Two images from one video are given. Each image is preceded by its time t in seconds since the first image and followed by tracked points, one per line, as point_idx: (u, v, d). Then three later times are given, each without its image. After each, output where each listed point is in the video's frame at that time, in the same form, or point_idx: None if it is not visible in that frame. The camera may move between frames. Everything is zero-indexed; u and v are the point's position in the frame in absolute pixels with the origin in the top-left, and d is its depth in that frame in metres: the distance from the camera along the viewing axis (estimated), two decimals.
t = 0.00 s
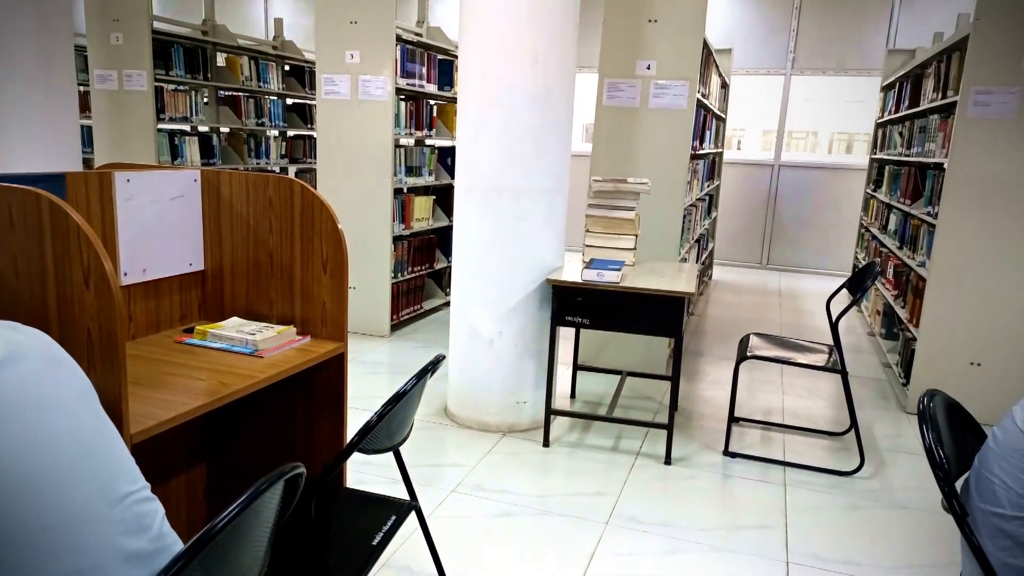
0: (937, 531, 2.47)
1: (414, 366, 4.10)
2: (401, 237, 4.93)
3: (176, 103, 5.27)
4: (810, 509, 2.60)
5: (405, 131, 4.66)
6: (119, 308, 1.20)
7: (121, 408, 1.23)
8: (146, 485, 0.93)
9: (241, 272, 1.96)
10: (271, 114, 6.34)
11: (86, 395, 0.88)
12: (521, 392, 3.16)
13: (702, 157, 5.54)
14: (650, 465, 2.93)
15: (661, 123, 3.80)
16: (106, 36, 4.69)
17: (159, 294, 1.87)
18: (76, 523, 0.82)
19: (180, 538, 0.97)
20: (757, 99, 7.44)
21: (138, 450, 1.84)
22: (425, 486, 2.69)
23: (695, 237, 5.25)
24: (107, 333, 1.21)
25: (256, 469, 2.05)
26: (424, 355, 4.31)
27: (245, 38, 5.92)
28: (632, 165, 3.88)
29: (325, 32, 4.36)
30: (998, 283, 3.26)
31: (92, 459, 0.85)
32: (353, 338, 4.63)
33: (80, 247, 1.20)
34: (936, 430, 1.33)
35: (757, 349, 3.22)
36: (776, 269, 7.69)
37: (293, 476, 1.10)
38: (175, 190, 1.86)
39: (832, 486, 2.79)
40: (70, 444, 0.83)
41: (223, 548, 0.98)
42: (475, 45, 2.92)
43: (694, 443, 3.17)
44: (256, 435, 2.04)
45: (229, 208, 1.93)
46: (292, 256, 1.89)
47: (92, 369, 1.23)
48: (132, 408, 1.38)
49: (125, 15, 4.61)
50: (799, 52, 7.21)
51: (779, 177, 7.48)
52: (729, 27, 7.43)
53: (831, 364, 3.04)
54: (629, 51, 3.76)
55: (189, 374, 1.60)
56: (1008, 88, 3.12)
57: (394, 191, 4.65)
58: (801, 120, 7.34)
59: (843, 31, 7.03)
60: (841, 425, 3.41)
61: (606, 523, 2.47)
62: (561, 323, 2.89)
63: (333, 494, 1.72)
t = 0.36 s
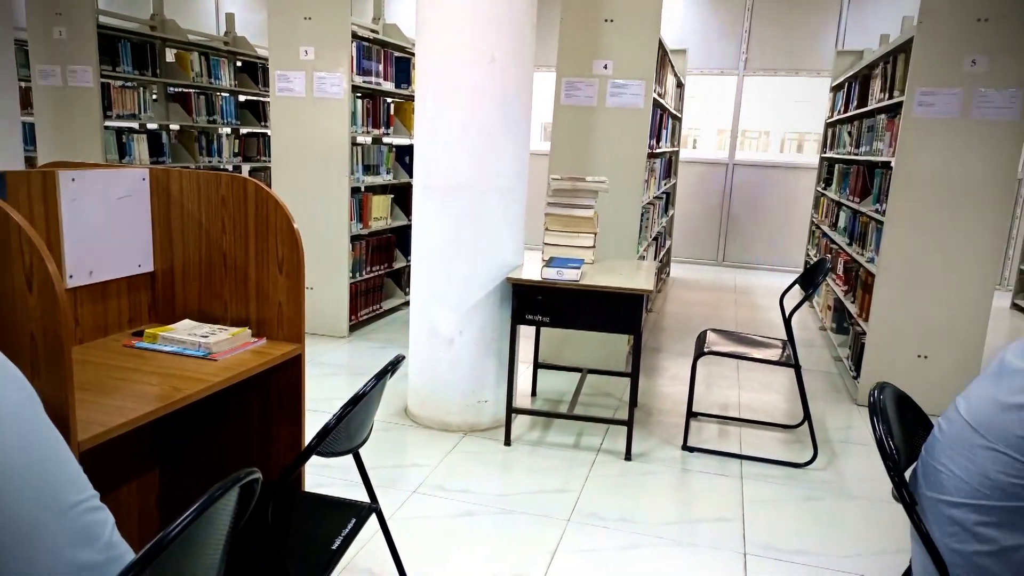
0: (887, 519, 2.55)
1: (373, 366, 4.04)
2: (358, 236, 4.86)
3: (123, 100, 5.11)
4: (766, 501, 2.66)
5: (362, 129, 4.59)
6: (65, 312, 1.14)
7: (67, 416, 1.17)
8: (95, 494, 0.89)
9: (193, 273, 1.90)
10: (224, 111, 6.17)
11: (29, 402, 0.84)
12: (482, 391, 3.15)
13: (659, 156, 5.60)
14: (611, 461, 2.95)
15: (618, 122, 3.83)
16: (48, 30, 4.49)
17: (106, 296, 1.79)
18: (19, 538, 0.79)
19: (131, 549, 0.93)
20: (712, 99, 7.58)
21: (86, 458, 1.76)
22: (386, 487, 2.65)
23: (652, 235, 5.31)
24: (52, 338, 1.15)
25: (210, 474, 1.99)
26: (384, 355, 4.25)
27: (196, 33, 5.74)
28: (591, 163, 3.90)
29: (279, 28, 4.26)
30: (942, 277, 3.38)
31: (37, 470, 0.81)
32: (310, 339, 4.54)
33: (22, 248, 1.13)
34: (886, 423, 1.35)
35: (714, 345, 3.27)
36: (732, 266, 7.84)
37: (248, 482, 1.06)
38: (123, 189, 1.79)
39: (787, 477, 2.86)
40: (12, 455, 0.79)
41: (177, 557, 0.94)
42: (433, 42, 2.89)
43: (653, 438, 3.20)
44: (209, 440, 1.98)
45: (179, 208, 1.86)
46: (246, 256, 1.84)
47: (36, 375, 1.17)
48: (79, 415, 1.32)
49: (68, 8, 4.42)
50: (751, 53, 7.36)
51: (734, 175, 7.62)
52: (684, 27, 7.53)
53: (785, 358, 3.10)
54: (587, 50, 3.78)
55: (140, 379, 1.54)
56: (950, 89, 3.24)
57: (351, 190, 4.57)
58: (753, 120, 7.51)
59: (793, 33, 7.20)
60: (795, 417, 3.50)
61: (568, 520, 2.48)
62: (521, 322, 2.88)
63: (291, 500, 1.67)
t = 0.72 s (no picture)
0: (843, 510, 2.61)
1: (335, 367, 3.98)
2: (319, 236, 4.78)
3: (72, 97, 4.94)
4: (727, 494, 2.70)
5: (321, 127, 4.51)
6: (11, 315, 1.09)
7: (15, 423, 1.12)
8: (43, 504, 0.86)
9: (147, 274, 1.83)
10: (178, 108, 6.01)
11: None
12: (446, 390, 3.12)
13: (620, 155, 5.65)
14: (574, 459, 2.96)
15: (579, 121, 3.84)
16: None
17: (55, 299, 1.72)
18: None
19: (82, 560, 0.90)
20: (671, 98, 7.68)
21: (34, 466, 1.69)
22: (349, 490, 2.62)
23: (614, 233, 5.35)
24: None
25: (164, 481, 1.93)
26: (346, 356, 4.19)
27: (148, 28, 5.58)
28: (552, 162, 3.90)
29: (234, 24, 4.15)
30: (893, 273, 3.48)
31: None
32: (269, 341, 4.44)
33: None
34: (841, 416, 1.38)
35: (675, 342, 3.31)
36: (691, 263, 7.96)
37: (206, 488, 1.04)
38: (72, 189, 1.72)
39: (746, 471, 2.91)
40: None
41: (131, 568, 0.91)
42: (393, 39, 2.85)
43: (617, 435, 3.22)
44: (164, 446, 1.92)
45: (131, 207, 1.80)
46: (202, 257, 1.78)
47: None
48: (27, 422, 1.27)
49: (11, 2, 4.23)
50: (708, 53, 7.47)
51: (693, 174, 7.74)
52: (643, 27, 7.60)
53: (744, 354, 3.16)
54: (547, 49, 3.79)
55: (92, 385, 1.48)
56: (900, 90, 3.34)
57: (310, 188, 4.49)
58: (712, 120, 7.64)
59: (749, 34, 7.33)
60: (754, 412, 3.56)
61: (532, 518, 2.47)
62: (484, 321, 2.87)
63: (252, 504, 1.63)
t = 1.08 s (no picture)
0: (798, 501, 2.67)
1: (293, 370, 3.90)
2: (275, 236, 4.68)
3: (14, 93, 4.72)
4: (687, 488, 2.74)
5: (277, 125, 4.41)
6: None
7: None
8: None
9: (95, 276, 1.76)
10: (127, 105, 5.81)
11: None
12: (407, 391, 3.09)
13: (579, 153, 5.67)
14: (537, 457, 2.96)
15: (538, 119, 3.84)
16: None
17: None
18: None
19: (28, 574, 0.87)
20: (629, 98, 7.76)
21: None
22: (309, 493, 2.57)
23: (574, 231, 5.37)
24: None
25: (114, 489, 1.86)
26: (305, 358, 4.11)
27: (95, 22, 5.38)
28: (512, 161, 3.90)
29: (184, 19, 4.03)
30: (844, 269, 3.58)
31: None
32: (224, 344, 4.33)
33: None
34: (796, 410, 1.40)
35: (636, 339, 3.34)
36: (651, 261, 8.06)
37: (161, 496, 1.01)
38: (14, 188, 1.64)
39: (706, 465, 2.95)
40: None
41: None
42: (350, 35, 2.80)
43: (579, 432, 3.24)
44: (114, 453, 1.85)
45: (78, 207, 1.73)
46: (153, 258, 1.72)
47: None
48: None
49: None
50: (665, 53, 7.57)
51: (652, 173, 7.83)
52: (601, 27, 7.66)
53: (702, 350, 3.20)
54: (506, 48, 3.78)
55: (38, 391, 1.42)
56: (850, 90, 3.43)
57: (266, 187, 4.39)
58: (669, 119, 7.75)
59: (705, 35, 7.46)
60: (713, 406, 3.62)
61: (496, 517, 2.47)
62: (445, 321, 2.85)
63: (208, 511, 1.58)
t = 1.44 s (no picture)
0: (765, 495, 2.72)
1: (260, 371, 3.83)
2: (240, 236, 4.59)
3: None
4: (657, 484, 2.76)
5: (241, 123, 4.33)
6: None
7: None
8: None
9: (54, 277, 1.70)
10: (86, 103, 5.65)
11: None
12: (377, 392, 3.06)
13: (549, 152, 5.68)
14: (508, 456, 2.96)
15: (507, 118, 3.84)
16: None
17: None
18: None
19: None
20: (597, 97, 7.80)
21: None
22: (277, 497, 2.52)
23: (544, 230, 5.38)
24: None
25: (73, 498, 1.80)
26: (272, 359, 4.04)
27: (51, 17, 5.22)
28: (481, 160, 3.89)
29: (145, 14, 3.93)
30: (808, 266, 3.65)
31: None
32: (189, 346, 4.24)
33: None
34: (763, 406, 1.42)
35: (606, 337, 3.36)
36: (620, 259, 8.11)
37: (122, 504, 0.97)
38: None
39: (675, 461, 2.98)
40: None
41: None
42: (316, 32, 2.76)
43: (550, 430, 3.24)
44: (74, 460, 1.79)
45: (34, 206, 1.67)
46: (114, 258, 1.67)
47: None
48: None
49: None
50: (632, 52, 7.62)
51: (620, 172, 7.88)
52: (569, 26, 7.68)
53: (671, 347, 3.23)
54: (473, 46, 3.76)
55: None
56: (813, 90, 3.49)
57: (231, 186, 4.30)
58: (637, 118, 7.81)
59: (671, 34, 7.53)
60: (682, 403, 3.66)
61: (467, 517, 2.45)
62: (415, 321, 2.82)
63: (173, 518, 1.54)
